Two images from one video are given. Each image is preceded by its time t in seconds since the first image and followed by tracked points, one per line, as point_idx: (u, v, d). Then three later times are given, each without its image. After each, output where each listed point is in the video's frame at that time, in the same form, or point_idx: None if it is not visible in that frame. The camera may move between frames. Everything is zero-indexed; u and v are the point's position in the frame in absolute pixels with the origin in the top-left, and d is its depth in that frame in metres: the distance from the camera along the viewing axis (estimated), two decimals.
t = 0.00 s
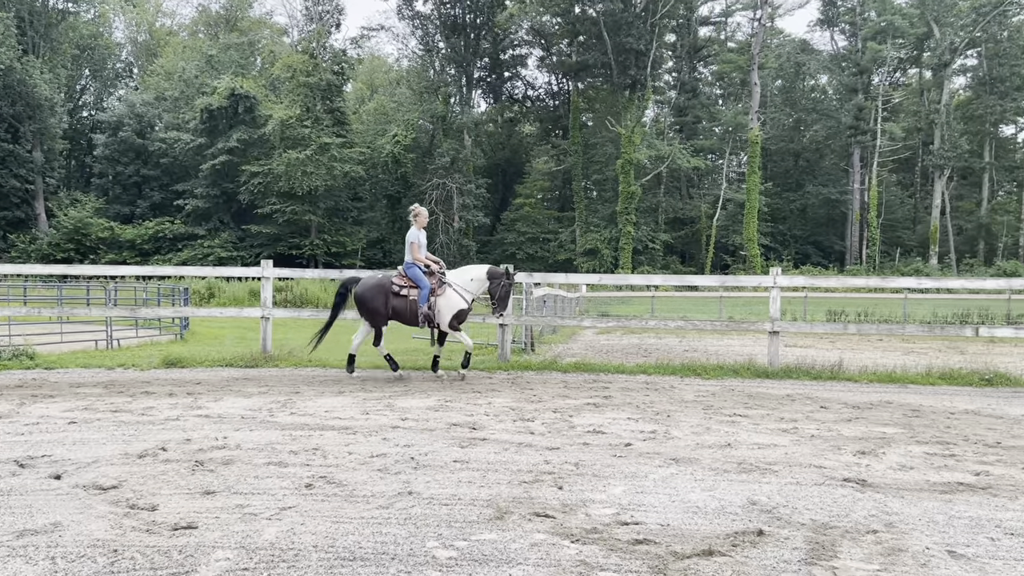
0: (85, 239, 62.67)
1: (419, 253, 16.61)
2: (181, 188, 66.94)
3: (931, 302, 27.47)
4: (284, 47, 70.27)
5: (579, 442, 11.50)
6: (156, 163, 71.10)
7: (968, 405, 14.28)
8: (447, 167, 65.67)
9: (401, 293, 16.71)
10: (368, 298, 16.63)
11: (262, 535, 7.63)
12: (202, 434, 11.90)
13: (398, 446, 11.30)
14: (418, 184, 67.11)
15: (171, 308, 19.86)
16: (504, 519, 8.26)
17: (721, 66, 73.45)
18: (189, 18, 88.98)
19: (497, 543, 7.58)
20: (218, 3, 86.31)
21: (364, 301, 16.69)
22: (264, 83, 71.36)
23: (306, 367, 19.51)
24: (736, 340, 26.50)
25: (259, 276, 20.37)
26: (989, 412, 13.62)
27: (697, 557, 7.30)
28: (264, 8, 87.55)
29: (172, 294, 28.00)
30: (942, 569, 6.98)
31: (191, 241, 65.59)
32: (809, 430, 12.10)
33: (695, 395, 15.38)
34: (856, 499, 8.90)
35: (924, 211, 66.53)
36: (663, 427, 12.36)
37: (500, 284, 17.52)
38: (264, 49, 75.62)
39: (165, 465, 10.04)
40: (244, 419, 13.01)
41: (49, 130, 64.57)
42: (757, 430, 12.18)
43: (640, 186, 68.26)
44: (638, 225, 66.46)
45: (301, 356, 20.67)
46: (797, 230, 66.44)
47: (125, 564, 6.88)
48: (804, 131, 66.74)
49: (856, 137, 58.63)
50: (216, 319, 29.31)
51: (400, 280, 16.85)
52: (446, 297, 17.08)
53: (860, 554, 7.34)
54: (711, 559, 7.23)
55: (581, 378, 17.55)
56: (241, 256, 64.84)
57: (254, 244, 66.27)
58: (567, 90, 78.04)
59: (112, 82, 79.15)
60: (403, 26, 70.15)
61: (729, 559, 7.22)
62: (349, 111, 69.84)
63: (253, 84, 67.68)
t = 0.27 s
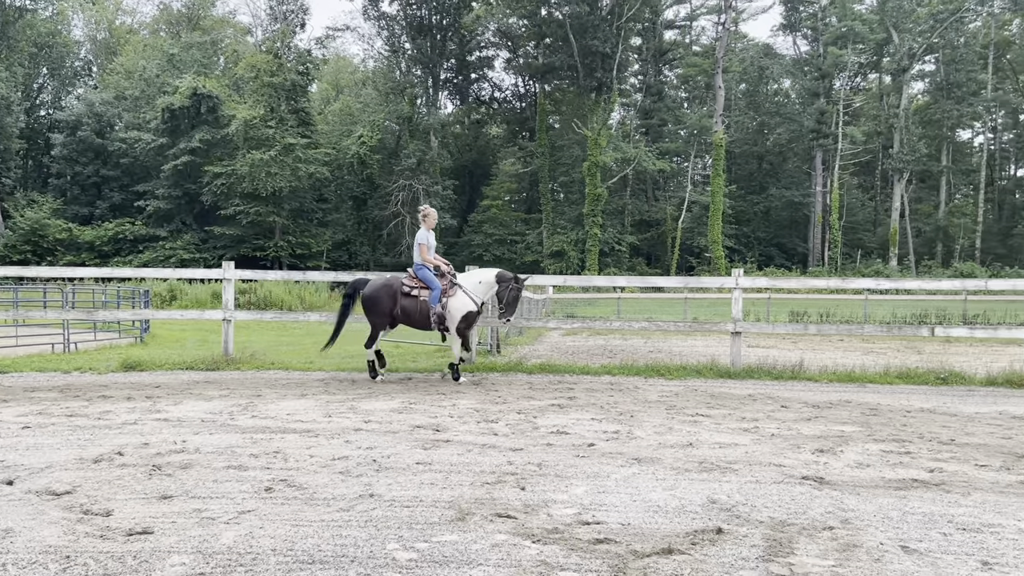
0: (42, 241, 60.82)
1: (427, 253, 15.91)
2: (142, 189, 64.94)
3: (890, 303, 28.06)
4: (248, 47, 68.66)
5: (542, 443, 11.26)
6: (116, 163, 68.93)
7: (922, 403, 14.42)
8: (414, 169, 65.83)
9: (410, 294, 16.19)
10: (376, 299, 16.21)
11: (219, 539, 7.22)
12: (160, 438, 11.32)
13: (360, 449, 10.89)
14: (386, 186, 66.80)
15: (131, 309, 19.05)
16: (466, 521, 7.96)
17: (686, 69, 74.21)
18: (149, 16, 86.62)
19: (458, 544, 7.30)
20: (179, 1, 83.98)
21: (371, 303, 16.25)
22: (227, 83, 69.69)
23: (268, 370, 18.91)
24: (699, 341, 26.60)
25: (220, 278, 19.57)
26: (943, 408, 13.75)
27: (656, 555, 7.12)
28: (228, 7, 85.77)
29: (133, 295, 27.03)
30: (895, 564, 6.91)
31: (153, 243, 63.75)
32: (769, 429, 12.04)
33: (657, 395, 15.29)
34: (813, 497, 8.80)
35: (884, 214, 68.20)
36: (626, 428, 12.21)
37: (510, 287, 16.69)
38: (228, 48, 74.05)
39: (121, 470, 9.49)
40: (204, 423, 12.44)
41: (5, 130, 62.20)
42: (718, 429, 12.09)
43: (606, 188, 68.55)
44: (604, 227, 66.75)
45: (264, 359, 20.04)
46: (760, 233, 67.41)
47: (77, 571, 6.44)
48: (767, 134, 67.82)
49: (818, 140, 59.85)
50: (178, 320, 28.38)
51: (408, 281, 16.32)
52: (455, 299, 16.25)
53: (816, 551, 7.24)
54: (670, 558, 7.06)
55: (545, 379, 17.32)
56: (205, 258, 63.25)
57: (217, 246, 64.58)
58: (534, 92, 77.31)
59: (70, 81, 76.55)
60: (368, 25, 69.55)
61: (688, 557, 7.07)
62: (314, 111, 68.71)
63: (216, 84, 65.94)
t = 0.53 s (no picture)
0: None
1: (435, 252, 15.66)
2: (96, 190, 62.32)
3: (847, 303, 28.54)
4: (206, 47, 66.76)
5: (504, 444, 10.96)
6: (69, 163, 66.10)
7: (875, 400, 14.55)
8: (376, 170, 64.50)
9: (416, 294, 15.82)
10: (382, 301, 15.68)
11: (173, 547, 6.83)
12: (114, 443, 10.68)
13: (319, 452, 10.43)
14: (348, 187, 65.62)
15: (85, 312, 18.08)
16: (425, 524, 7.63)
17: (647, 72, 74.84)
18: (105, 14, 83.75)
19: (417, 546, 6.99)
20: None
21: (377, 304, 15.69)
22: (185, 82, 67.52)
23: (226, 374, 18.17)
24: (658, 342, 26.60)
25: (177, 281, 18.65)
26: (895, 405, 13.89)
27: (615, 556, 6.93)
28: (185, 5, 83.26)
29: (87, 299, 25.83)
30: (848, 560, 6.81)
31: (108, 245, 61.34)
32: (727, 428, 11.94)
33: (617, 395, 15.15)
34: (770, 495, 8.65)
35: (840, 216, 69.78)
36: (587, 428, 11.99)
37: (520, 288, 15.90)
38: (185, 47, 71.86)
39: (72, 476, 8.92)
40: (159, 428, 11.80)
41: None
42: (678, 429, 11.93)
43: (569, 190, 68.54)
44: (567, 229, 66.71)
45: (223, 363, 19.28)
46: (720, 234, 68.27)
47: None
48: (726, 137, 69.61)
49: (777, 143, 60.89)
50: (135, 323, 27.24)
51: (415, 281, 15.96)
52: (463, 300, 15.82)
53: (771, 548, 7.10)
54: (629, 558, 6.87)
55: (507, 381, 17.01)
56: (162, 261, 61.22)
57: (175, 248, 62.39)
58: (497, 93, 77.65)
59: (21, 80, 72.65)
60: (328, 27, 69.85)
61: (646, 557, 6.88)
62: (274, 111, 67.13)
63: (174, 83, 63.52)
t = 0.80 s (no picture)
0: None
1: (440, 255, 15.09)
2: (41, 190, 59.42)
3: (801, 304, 29.10)
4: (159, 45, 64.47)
5: (461, 446, 10.62)
6: (13, 162, 62.56)
7: (827, 399, 14.66)
8: (334, 170, 63.39)
9: (418, 298, 15.29)
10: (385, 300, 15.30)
11: (122, 555, 6.43)
12: (60, 450, 9.98)
13: (275, 457, 9.92)
14: (303, 187, 63.89)
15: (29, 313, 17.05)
16: (382, 527, 7.28)
17: (604, 74, 75.41)
18: (52, 10, 80.48)
19: (374, 550, 6.67)
20: None
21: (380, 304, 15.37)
22: (137, 81, 65.09)
23: (180, 377, 17.34)
24: (616, 342, 26.54)
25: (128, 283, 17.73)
26: (846, 403, 14.01)
27: (572, 555, 6.70)
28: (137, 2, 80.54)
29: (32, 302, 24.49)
30: (800, 555, 6.70)
31: (56, 247, 58.59)
32: (684, 427, 11.85)
33: (575, 396, 14.97)
34: (724, 493, 8.50)
35: (794, 217, 71.26)
36: (545, 429, 11.73)
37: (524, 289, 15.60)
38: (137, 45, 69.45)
39: (13, 485, 8.30)
40: (108, 434, 11.09)
41: None
42: (635, 429, 11.78)
43: (528, 191, 68.50)
44: (526, 230, 66.55)
45: (177, 366, 18.42)
46: (678, 236, 69.15)
47: None
48: (682, 139, 70.65)
49: (731, 145, 61.97)
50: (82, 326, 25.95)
51: (418, 284, 15.40)
52: (466, 303, 15.40)
53: (725, 545, 6.95)
54: (586, 557, 6.65)
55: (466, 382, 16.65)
56: (113, 263, 58.92)
57: (127, 250, 60.05)
58: (456, 94, 77.33)
59: None
60: (284, 25, 68.83)
61: (603, 556, 6.67)
62: (229, 110, 65.27)
63: (124, 81, 61.03)
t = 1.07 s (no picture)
0: None
1: (440, 259, 14.68)
2: None
3: (751, 302, 29.57)
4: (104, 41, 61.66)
5: (417, 448, 10.25)
6: None
7: (777, 396, 14.75)
8: (286, 170, 61.81)
9: (421, 300, 14.94)
10: (387, 305, 14.99)
11: (67, 564, 6.09)
12: None
13: (226, 461, 9.39)
14: (255, 187, 62.30)
15: None
16: (335, 531, 6.95)
17: (559, 75, 75.59)
18: None
19: (327, 555, 6.36)
20: None
21: (383, 308, 15.08)
22: (81, 77, 62.12)
23: (128, 381, 16.44)
24: (570, 342, 26.34)
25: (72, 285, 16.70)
26: (795, 400, 14.10)
27: (525, 556, 6.45)
28: None
29: None
30: (751, 551, 6.58)
31: None
32: (636, 425, 11.71)
33: (530, 396, 14.73)
34: (678, 490, 8.34)
35: (745, 218, 72.65)
36: (500, 430, 11.45)
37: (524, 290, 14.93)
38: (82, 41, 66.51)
39: None
40: (50, 440, 10.37)
41: None
42: (590, 428, 11.60)
43: (483, 191, 68.09)
44: (481, 231, 66.06)
45: (124, 370, 17.47)
46: (632, 236, 69.89)
47: None
48: (636, 140, 71.35)
49: (684, 146, 62.78)
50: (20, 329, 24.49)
51: (421, 288, 15.06)
52: (467, 306, 14.97)
53: (678, 542, 6.78)
54: (540, 557, 6.42)
55: (422, 384, 16.21)
56: (57, 264, 56.17)
57: (71, 252, 57.24)
58: (410, 94, 76.28)
59: None
60: (236, 22, 66.18)
61: (557, 556, 6.44)
62: (178, 109, 62.89)
63: (67, 77, 58.07)
